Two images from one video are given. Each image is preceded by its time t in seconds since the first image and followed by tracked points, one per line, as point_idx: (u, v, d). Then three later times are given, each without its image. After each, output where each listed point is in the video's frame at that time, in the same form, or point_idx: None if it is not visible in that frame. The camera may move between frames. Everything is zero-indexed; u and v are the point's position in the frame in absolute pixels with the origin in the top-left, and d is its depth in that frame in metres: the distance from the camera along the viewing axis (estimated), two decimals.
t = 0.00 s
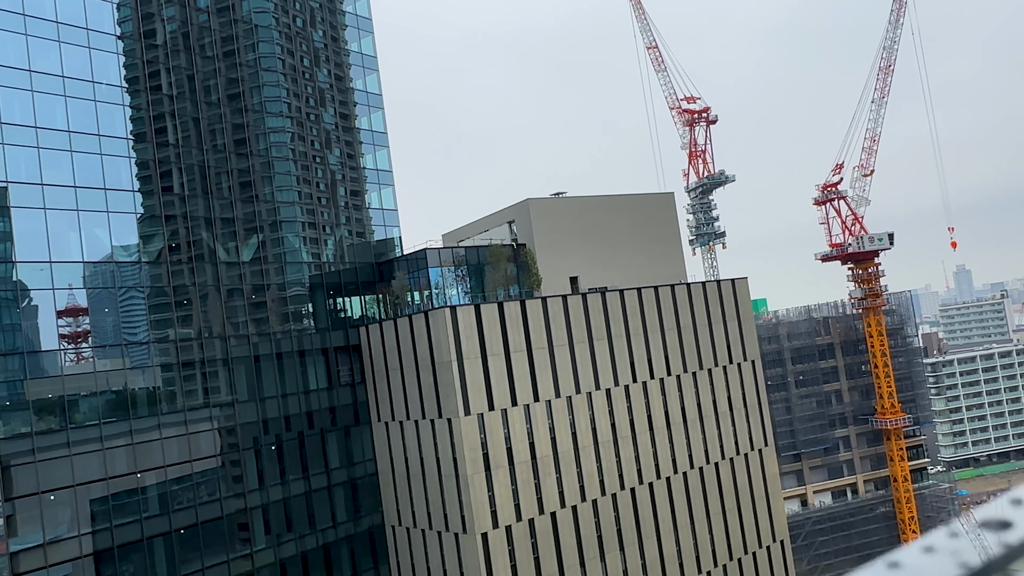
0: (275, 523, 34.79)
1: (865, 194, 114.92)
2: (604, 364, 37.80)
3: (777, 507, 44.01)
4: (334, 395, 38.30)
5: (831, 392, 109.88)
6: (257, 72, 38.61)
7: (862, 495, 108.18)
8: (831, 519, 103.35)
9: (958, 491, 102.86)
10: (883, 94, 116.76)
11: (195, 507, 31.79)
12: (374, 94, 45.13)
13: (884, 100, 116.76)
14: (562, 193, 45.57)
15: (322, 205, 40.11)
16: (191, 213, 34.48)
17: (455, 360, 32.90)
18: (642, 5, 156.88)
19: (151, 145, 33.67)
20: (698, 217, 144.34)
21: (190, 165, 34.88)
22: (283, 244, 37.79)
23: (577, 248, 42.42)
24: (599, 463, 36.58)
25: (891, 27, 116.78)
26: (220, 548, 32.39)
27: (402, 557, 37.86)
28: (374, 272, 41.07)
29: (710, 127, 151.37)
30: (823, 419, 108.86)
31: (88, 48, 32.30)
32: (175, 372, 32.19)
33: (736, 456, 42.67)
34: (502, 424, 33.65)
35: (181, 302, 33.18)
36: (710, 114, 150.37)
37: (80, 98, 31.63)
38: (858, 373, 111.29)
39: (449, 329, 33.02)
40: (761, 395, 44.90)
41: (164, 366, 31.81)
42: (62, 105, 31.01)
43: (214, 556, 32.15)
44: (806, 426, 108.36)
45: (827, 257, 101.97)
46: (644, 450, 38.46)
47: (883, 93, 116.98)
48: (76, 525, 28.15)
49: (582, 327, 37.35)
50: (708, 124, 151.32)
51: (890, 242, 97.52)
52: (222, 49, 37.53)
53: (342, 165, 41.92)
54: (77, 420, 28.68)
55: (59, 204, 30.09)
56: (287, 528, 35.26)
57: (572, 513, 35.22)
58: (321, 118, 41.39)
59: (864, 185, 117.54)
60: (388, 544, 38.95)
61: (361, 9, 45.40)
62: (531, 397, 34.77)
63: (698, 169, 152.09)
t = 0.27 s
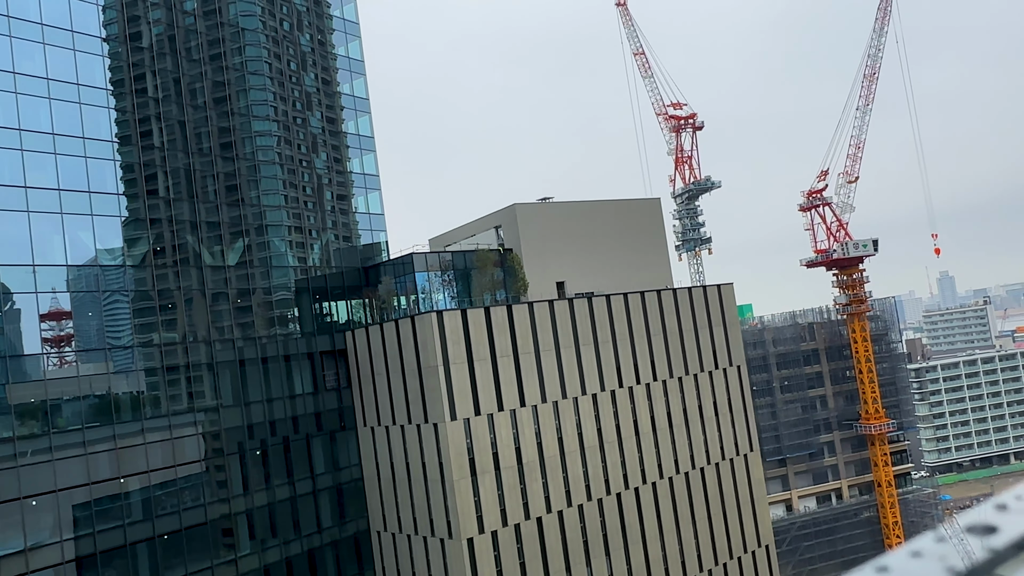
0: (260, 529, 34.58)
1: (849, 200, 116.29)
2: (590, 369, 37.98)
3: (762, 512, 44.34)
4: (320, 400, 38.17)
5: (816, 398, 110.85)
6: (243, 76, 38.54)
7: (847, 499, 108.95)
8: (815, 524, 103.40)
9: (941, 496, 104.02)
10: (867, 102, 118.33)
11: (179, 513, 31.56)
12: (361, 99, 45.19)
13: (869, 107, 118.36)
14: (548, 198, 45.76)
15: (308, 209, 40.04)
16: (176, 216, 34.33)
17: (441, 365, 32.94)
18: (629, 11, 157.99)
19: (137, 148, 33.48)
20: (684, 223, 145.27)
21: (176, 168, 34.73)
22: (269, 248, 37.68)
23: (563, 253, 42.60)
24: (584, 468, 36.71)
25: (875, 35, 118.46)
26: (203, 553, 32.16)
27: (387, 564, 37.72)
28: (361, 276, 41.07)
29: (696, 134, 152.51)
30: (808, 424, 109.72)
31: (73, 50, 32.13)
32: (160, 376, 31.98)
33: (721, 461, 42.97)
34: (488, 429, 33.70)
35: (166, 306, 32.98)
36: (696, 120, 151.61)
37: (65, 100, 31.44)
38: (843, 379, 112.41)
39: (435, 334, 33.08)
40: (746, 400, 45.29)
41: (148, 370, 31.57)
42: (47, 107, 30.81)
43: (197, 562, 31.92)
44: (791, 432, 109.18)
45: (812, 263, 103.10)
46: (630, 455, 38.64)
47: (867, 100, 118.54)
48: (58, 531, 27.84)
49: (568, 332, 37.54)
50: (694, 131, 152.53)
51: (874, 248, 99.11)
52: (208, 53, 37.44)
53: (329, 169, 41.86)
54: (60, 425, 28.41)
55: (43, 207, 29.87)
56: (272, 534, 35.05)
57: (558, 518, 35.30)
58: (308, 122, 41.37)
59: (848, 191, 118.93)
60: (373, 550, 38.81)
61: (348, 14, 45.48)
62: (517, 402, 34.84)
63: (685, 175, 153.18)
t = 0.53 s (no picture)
0: (243, 534, 34.38)
1: (833, 206, 117.68)
2: (575, 373, 38.16)
3: (745, 516, 44.71)
4: (304, 404, 38.02)
5: (799, 402, 111.89)
6: (228, 78, 38.41)
7: (829, 503, 110.26)
8: (798, 528, 104.91)
9: (923, 500, 105.26)
10: (851, 108, 119.92)
11: (161, 517, 31.34)
12: (347, 102, 45.15)
13: (852, 114, 119.96)
14: (534, 203, 45.98)
15: (293, 212, 39.93)
16: (160, 219, 34.12)
17: (426, 369, 32.98)
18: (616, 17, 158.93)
19: (120, 150, 33.26)
20: (669, 227, 146.10)
21: (159, 170, 34.55)
22: (253, 251, 37.53)
23: (548, 257, 42.83)
24: (569, 472, 36.85)
25: (858, 42, 120.15)
26: (186, 558, 31.97)
27: (371, 568, 37.63)
28: (345, 279, 40.67)
29: (681, 139, 153.59)
30: (791, 428, 110.74)
31: (56, 50, 31.89)
32: (142, 380, 31.74)
33: (705, 465, 43.28)
34: (473, 433, 33.76)
35: (149, 309, 32.76)
36: (681, 125, 152.68)
37: (47, 101, 31.20)
38: (826, 383, 113.61)
39: (420, 338, 33.12)
40: (730, 404, 45.70)
41: (131, 374, 31.35)
42: (29, 108, 30.56)
43: (180, 566, 31.72)
44: (775, 436, 110.09)
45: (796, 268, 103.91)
46: (615, 459, 38.85)
47: (850, 107, 120.10)
48: (38, 536, 27.61)
49: (553, 336, 37.70)
50: (680, 136, 153.62)
51: (857, 253, 100.04)
52: (193, 54, 37.29)
53: (314, 172, 41.76)
54: (40, 429, 28.16)
55: (24, 209, 29.63)
56: (255, 538, 34.85)
57: (543, 522, 35.42)
58: (293, 125, 41.29)
59: (831, 197, 120.38)
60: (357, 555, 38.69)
61: (334, 17, 45.44)
62: (502, 406, 34.95)
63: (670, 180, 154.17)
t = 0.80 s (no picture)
0: (226, 539, 34.17)
1: (816, 212, 119.05)
2: (560, 379, 38.34)
3: (729, 521, 45.02)
4: (287, 408, 37.84)
5: (782, 407, 112.84)
6: (213, 81, 38.28)
7: (813, 508, 110.92)
8: (782, 532, 105.67)
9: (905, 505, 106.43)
10: (833, 116, 121.56)
11: (142, 523, 31.10)
12: (332, 105, 44.99)
13: (835, 121, 121.62)
14: (519, 208, 46.11)
15: (278, 216, 39.79)
16: (143, 222, 33.91)
17: (410, 373, 33.00)
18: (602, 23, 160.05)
19: (103, 152, 33.04)
20: (654, 233, 146.96)
21: (143, 173, 34.35)
22: (237, 254, 37.36)
23: (533, 262, 42.97)
24: (554, 477, 36.99)
25: (842, 50, 121.84)
26: (167, 564, 31.74)
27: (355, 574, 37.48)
28: (330, 283, 40.87)
29: (666, 144, 154.72)
30: (775, 433, 111.64)
31: (39, 52, 31.68)
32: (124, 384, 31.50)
33: (689, 470, 43.56)
34: (457, 438, 33.80)
35: (132, 312, 32.52)
36: (666, 131, 153.81)
37: (30, 103, 30.98)
38: (809, 389, 114.66)
39: (405, 343, 33.15)
40: (714, 409, 46.09)
41: (112, 378, 31.12)
42: (11, 110, 30.33)
43: (161, 572, 31.47)
44: (758, 441, 110.88)
45: (779, 274, 104.91)
46: (600, 464, 39.05)
47: (833, 114, 121.73)
48: (17, 541, 27.44)
49: (538, 341, 37.87)
50: (665, 142, 154.72)
51: (840, 259, 101.28)
52: (177, 57, 37.16)
53: (299, 176, 41.64)
54: (20, 433, 27.98)
55: (6, 212, 29.42)
56: (237, 543, 34.63)
57: (527, 527, 35.50)
58: (278, 128, 41.20)
59: (814, 203, 121.81)
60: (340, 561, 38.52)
61: (320, 20, 45.38)
62: (487, 411, 35.03)
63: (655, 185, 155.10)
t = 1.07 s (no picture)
0: (211, 545, 33.97)
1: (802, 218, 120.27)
2: (547, 384, 38.46)
3: (715, 526, 45.26)
4: (274, 413, 37.67)
5: (768, 412, 113.55)
6: (200, 84, 38.18)
7: (799, 513, 111.46)
8: (769, 537, 106.21)
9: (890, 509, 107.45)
10: (819, 122, 123.13)
11: (127, 529, 30.87)
12: (320, 110, 45.00)
13: (821, 127, 123.18)
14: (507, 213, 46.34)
15: (265, 220, 39.69)
16: (129, 225, 33.73)
17: (398, 378, 33.01)
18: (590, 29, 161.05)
19: (89, 155, 32.85)
20: (642, 239, 147.59)
21: (129, 176, 34.19)
22: (223, 258, 37.22)
23: (521, 267, 43.16)
24: (541, 482, 37.07)
25: (828, 58, 123.43)
26: (152, 570, 31.52)
27: None
28: (317, 288, 40.32)
29: (654, 150, 155.78)
30: (761, 438, 112.25)
31: (24, 54, 31.46)
32: (109, 389, 31.30)
33: (675, 475, 43.77)
34: (445, 442, 33.81)
35: (117, 317, 32.32)
36: (653, 137, 154.85)
37: (15, 105, 30.77)
38: (795, 394, 115.45)
39: (393, 347, 33.15)
40: (701, 414, 46.39)
41: (98, 383, 30.93)
42: None
43: None
44: (745, 446, 111.48)
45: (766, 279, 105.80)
46: (586, 469, 39.18)
47: (819, 121, 123.26)
48: None
49: (526, 346, 37.99)
50: (652, 148, 155.74)
51: (826, 265, 102.34)
52: (164, 60, 37.07)
53: (286, 180, 41.59)
54: (4, 438, 27.73)
55: None
56: (223, 550, 34.43)
57: (514, 532, 35.51)
58: (266, 132, 41.13)
59: (800, 209, 123.10)
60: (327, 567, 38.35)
61: (309, 24, 45.44)
62: (474, 416, 35.09)
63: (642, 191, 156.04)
